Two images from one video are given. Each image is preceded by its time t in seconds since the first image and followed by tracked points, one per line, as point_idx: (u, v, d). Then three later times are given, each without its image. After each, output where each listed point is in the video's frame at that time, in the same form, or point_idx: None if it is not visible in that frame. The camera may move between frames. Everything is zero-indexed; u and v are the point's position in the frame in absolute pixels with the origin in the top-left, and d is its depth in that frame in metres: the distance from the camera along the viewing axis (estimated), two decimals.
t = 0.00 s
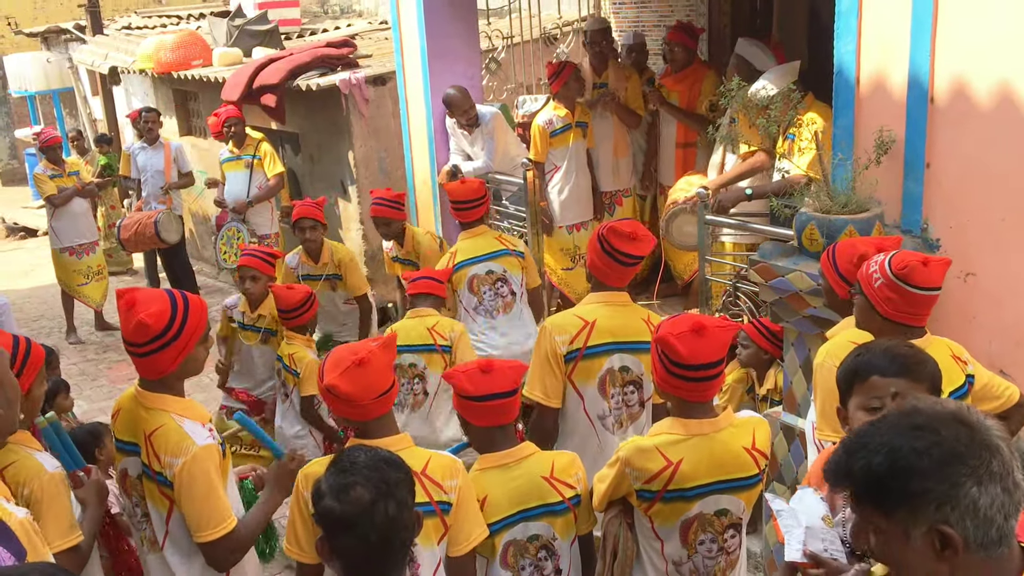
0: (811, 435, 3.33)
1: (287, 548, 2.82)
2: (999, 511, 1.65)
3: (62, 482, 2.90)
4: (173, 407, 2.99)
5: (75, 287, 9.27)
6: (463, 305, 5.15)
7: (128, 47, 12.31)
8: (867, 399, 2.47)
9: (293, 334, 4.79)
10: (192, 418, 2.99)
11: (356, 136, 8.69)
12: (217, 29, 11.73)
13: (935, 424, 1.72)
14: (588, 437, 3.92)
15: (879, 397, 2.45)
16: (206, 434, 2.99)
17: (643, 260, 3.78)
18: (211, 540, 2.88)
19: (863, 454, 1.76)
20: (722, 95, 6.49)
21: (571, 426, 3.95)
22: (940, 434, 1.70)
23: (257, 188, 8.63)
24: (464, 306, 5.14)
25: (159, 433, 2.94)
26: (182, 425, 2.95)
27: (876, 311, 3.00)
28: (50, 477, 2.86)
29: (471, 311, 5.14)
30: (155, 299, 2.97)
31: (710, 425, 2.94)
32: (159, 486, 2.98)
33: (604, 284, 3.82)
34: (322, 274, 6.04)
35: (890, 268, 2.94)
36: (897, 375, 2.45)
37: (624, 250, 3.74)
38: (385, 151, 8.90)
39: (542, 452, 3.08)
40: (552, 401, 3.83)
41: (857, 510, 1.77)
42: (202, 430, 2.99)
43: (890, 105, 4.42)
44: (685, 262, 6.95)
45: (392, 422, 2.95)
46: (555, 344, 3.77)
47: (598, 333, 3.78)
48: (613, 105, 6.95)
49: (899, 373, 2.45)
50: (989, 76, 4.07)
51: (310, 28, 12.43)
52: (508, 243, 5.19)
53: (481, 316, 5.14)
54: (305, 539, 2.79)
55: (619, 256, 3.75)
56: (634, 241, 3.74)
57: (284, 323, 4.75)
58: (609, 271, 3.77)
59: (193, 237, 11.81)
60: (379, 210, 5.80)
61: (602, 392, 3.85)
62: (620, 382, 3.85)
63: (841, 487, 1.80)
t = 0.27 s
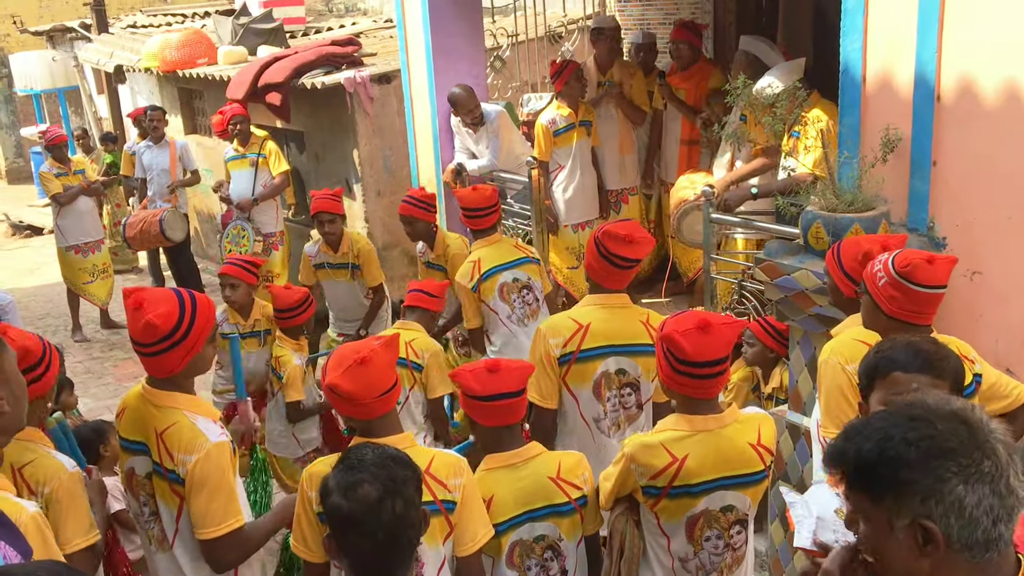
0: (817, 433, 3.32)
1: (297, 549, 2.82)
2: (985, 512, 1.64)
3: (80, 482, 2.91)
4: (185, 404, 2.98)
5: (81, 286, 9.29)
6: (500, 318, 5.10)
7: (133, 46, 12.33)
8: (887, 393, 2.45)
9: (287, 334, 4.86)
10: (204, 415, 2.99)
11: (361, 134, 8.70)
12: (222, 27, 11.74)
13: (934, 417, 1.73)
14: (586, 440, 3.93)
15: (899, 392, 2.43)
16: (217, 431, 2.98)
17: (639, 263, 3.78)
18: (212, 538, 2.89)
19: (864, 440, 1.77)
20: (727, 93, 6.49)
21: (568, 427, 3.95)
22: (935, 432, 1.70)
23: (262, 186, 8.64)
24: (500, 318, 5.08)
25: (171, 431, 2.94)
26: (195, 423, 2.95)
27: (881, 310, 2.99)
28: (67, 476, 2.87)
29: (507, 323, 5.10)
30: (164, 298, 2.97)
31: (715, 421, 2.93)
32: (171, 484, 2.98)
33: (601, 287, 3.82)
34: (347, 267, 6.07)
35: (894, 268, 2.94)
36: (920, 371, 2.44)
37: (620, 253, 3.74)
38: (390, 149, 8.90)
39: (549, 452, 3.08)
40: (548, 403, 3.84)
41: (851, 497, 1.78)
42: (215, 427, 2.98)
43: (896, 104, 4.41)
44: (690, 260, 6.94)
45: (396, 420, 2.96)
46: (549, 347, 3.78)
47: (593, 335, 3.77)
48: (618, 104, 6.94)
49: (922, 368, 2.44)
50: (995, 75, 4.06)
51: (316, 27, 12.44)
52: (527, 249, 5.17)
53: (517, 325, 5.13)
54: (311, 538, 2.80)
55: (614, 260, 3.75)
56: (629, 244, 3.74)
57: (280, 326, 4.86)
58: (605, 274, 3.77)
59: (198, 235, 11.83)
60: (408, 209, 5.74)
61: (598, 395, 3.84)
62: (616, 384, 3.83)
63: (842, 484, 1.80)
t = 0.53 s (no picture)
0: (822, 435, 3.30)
1: (298, 552, 2.81)
2: (982, 522, 1.63)
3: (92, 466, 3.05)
4: (187, 406, 2.99)
5: (84, 285, 9.30)
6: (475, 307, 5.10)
7: (137, 45, 12.34)
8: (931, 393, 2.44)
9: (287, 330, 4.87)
10: (207, 417, 2.99)
11: (364, 134, 8.70)
12: (226, 27, 11.74)
13: (957, 419, 1.72)
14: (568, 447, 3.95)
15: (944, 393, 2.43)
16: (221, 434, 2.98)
17: (619, 270, 3.75)
18: (212, 541, 2.89)
19: (878, 429, 1.79)
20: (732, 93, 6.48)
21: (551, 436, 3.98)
22: (943, 435, 1.70)
23: (266, 186, 8.65)
24: (476, 310, 5.09)
25: (174, 433, 2.94)
26: (197, 425, 2.95)
27: (886, 310, 2.99)
28: (82, 461, 3.01)
29: (481, 312, 5.11)
30: (170, 299, 2.96)
31: (715, 418, 2.94)
32: (172, 486, 2.98)
33: (580, 292, 3.80)
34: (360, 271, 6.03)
35: (899, 268, 2.93)
36: (965, 374, 2.44)
37: (596, 260, 3.72)
38: (393, 149, 8.90)
39: (553, 453, 3.07)
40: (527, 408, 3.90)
41: (864, 484, 1.79)
42: (217, 429, 2.98)
43: (900, 104, 4.40)
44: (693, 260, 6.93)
45: (398, 419, 2.96)
46: (527, 353, 3.79)
47: (571, 343, 3.77)
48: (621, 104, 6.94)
49: (967, 372, 2.44)
50: (999, 76, 4.06)
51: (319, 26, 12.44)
52: (520, 243, 5.13)
53: (493, 318, 5.11)
54: (313, 540, 2.80)
55: (589, 266, 3.73)
56: (603, 251, 3.71)
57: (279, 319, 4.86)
58: (581, 280, 3.76)
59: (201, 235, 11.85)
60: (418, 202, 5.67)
61: (576, 402, 3.84)
62: (597, 391, 3.83)
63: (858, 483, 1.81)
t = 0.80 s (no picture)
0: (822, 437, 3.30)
1: (298, 553, 2.82)
2: (986, 530, 1.64)
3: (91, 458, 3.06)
4: (180, 410, 2.98)
5: (85, 284, 9.30)
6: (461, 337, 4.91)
7: (139, 45, 12.35)
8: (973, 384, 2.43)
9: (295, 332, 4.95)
10: (199, 421, 2.99)
11: (366, 135, 8.70)
12: (228, 27, 11.75)
13: (992, 427, 1.70)
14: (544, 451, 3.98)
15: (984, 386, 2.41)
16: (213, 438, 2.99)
17: (587, 274, 3.76)
18: (217, 543, 2.89)
19: (908, 416, 1.80)
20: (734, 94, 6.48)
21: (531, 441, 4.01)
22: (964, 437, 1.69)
23: (267, 186, 8.65)
24: (461, 338, 4.89)
25: (165, 437, 2.94)
26: (189, 430, 2.95)
27: (891, 310, 2.99)
28: (82, 451, 3.02)
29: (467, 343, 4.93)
30: (171, 299, 2.97)
31: (720, 416, 2.94)
32: (167, 488, 3.00)
33: (556, 299, 3.80)
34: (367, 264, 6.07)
35: (903, 267, 2.91)
36: (1009, 368, 2.41)
37: (563, 268, 3.72)
38: (395, 149, 8.91)
39: (554, 456, 3.07)
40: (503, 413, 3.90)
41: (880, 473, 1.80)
42: (209, 434, 2.99)
43: (902, 106, 4.40)
44: (693, 261, 6.94)
45: (398, 420, 2.95)
46: (503, 360, 3.78)
47: (545, 348, 3.76)
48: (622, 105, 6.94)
49: (1010, 365, 2.42)
50: (1000, 78, 4.06)
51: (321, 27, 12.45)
52: (511, 272, 4.95)
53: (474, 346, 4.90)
54: (314, 541, 2.80)
55: (560, 275, 3.74)
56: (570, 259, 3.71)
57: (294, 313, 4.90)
58: (555, 288, 3.76)
59: (202, 235, 11.84)
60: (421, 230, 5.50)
61: (552, 406, 3.85)
62: (576, 395, 3.83)
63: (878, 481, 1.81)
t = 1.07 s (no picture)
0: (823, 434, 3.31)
1: (297, 552, 2.82)
2: (995, 525, 1.63)
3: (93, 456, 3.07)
4: (172, 410, 2.98)
5: (86, 283, 9.30)
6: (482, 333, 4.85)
7: (140, 44, 12.35)
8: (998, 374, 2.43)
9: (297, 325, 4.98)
10: (191, 422, 2.99)
11: (366, 134, 8.70)
12: (229, 26, 11.76)
13: (1010, 424, 1.69)
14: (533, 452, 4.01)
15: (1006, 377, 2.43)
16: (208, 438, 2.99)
17: (569, 274, 3.75)
18: (214, 542, 2.90)
19: (930, 407, 1.82)
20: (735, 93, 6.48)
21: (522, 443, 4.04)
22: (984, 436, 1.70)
23: (268, 185, 8.65)
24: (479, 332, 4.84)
25: (158, 438, 2.94)
26: (182, 430, 2.95)
27: (896, 307, 2.99)
28: (83, 451, 3.02)
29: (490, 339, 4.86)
30: (164, 298, 2.97)
31: (735, 411, 2.93)
32: (161, 489, 3.00)
33: (540, 301, 3.80)
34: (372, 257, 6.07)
35: (909, 265, 2.92)
36: None
37: (544, 270, 3.71)
38: (395, 149, 8.91)
39: (555, 457, 3.06)
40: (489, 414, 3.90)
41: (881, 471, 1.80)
42: (202, 434, 2.98)
43: (902, 106, 4.41)
44: (693, 260, 6.95)
45: (399, 419, 2.96)
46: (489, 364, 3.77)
47: (531, 350, 3.76)
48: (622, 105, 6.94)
49: None
50: (1000, 78, 4.06)
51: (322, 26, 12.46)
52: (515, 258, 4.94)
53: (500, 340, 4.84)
54: (314, 542, 2.80)
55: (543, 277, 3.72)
56: (551, 260, 3.70)
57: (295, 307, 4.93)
58: (538, 290, 3.76)
59: (203, 234, 11.85)
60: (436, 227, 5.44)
61: (541, 406, 3.86)
62: (563, 396, 3.84)
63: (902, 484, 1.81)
